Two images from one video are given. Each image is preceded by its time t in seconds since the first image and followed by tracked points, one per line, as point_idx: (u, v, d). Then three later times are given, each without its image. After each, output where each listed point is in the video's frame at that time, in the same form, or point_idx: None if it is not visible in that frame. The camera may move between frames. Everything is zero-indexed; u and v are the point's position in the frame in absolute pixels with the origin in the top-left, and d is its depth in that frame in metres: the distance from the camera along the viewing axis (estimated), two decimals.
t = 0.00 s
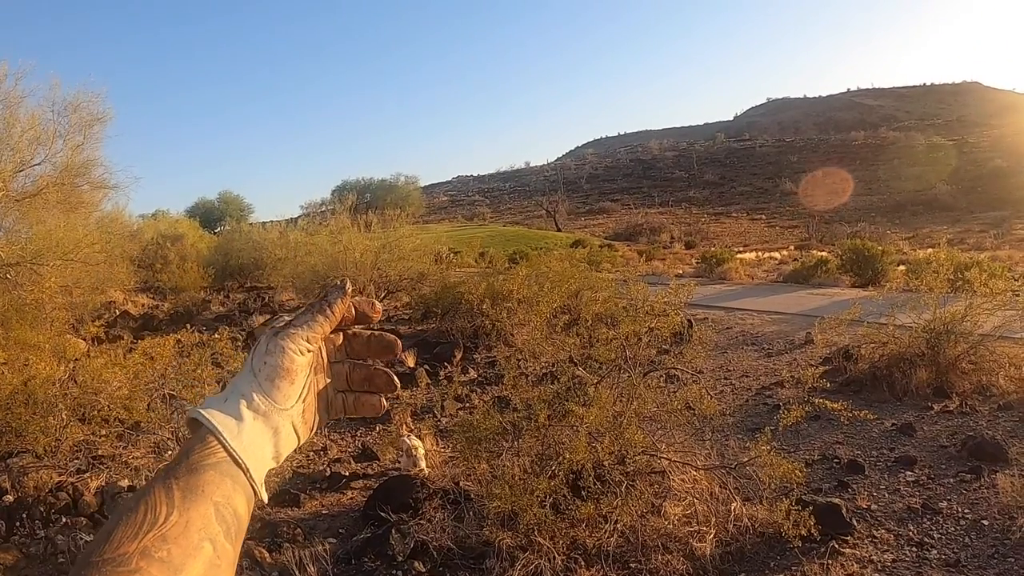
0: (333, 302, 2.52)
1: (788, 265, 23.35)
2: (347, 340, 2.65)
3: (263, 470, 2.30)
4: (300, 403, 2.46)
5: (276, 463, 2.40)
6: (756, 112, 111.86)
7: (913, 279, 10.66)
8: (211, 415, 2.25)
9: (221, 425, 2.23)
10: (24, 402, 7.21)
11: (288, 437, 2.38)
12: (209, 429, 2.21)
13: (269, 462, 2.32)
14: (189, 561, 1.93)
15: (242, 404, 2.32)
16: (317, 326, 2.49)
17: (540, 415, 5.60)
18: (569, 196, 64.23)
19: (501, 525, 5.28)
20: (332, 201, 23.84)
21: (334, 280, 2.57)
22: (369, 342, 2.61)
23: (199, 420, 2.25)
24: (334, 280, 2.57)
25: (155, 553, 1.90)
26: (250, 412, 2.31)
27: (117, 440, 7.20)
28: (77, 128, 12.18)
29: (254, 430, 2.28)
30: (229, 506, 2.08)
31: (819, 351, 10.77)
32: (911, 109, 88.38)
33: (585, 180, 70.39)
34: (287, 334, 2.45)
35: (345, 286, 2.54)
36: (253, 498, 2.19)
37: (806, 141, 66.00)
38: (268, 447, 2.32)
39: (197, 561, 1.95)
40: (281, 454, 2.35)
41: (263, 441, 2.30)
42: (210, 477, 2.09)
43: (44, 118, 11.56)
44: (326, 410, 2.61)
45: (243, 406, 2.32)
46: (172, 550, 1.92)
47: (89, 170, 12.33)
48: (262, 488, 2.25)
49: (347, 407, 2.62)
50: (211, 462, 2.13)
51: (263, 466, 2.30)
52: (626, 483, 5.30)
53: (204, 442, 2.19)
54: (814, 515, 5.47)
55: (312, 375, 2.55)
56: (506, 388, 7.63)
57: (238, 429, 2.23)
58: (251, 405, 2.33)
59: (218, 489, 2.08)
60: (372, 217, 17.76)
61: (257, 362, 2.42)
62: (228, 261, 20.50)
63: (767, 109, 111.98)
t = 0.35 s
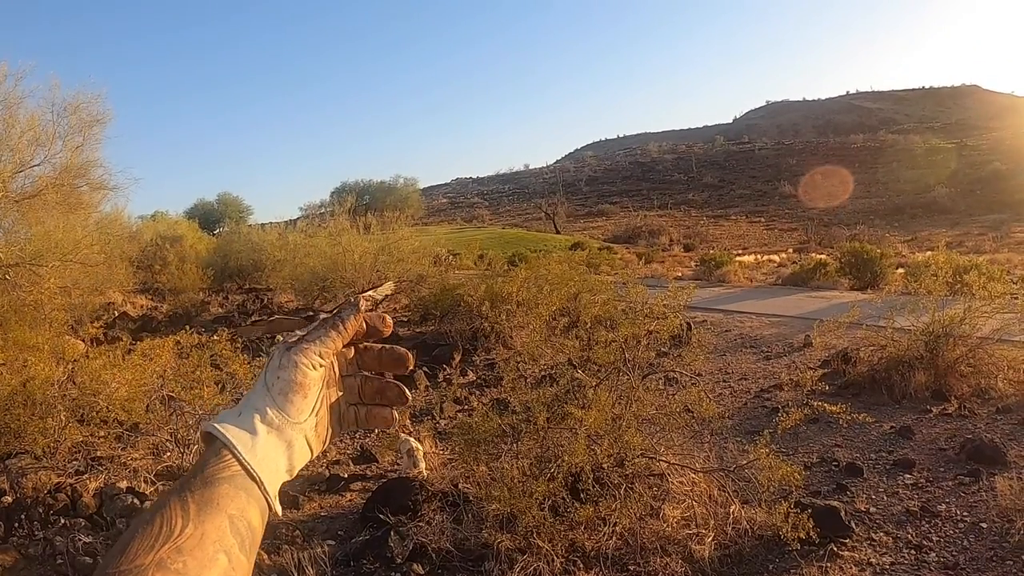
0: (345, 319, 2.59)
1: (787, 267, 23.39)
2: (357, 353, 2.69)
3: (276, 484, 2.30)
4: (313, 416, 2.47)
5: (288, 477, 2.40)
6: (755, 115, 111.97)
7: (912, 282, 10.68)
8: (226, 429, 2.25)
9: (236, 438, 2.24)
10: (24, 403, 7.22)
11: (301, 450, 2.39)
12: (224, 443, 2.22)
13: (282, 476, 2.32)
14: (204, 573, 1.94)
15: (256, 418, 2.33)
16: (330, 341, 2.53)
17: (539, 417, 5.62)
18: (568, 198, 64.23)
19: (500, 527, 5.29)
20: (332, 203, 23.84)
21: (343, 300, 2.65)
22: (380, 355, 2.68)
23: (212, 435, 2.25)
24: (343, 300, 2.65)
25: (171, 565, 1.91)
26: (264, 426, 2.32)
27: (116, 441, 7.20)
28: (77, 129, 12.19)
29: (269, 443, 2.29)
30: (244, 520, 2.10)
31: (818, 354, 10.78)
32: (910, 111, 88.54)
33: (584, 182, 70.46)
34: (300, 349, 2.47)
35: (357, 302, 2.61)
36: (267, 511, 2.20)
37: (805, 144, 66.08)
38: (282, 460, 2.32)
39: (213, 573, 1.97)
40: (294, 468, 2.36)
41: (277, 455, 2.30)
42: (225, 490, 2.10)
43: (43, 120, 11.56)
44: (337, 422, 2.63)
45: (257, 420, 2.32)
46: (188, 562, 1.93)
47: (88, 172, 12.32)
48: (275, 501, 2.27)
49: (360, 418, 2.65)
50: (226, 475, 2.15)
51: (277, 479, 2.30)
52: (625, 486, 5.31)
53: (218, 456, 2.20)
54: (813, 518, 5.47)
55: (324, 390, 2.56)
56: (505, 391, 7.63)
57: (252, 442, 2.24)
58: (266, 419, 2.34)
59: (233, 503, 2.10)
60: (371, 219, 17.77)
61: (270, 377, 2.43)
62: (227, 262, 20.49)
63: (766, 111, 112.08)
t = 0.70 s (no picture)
0: (359, 335, 2.52)
1: (785, 270, 23.39)
2: (369, 366, 2.58)
3: (292, 498, 2.21)
4: (328, 430, 2.40)
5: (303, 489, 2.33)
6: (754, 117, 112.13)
7: (910, 285, 10.69)
8: (241, 443, 2.19)
9: (250, 452, 2.16)
10: (23, 405, 7.36)
11: (316, 463, 2.32)
12: (239, 456, 2.15)
13: (298, 489, 2.25)
14: None
15: (270, 432, 2.26)
16: (343, 356, 2.46)
17: (538, 420, 5.62)
18: (567, 200, 64.24)
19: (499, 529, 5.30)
20: (331, 205, 23.82)
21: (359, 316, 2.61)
22: (391, 367, 2.57)
23: (227, 448, 2.20)
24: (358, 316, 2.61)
25: None
26: (278, 440, 2.25)
27: (115, 443, 7.19)
28: (76, 130, 12.19)
29: (283, 458, 2.21)
30: (260, 532, 2.01)
31: (817, 356, 10.79)
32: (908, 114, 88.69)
33: (582, 185, 70.56)
34: (314, 363, 2.40)
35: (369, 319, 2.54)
36: (283, 525, 2.11)
37: (804, 147, 66.15)
38: (297, 473, 2.25)
39: None
40: (309, 481, 2.29)
41: (292, 468, 2.23)
42: (241, 503, 2.02)
43: (42, 120, 11.57)
44: (350, 436, 2.55)
45: (271, 435, 2.26)
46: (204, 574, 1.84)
47: (87, 172, 12.33)
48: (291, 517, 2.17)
49: (372, 431, 2.56)
50: (241, 488, 2.07)
51: (292, 493, 2.22)
52: (624, 488, 5.30)
53: (234, 469, 2.12)
54: (811, 520, 5.48)
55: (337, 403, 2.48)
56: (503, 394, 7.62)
57: (268, 455, 2.17)
58: (280, 433, 2.27)
59: (249, 515, 2.01)
60: (370, 221, 17.78)
61: (283, 392, 2.35)
62: (226, 264, 20.47)
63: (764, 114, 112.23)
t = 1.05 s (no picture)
0: (373, 347, 2.49)
1: (784, 273, 23.42)
2: (380, 377, 2.49)
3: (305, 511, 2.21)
4: (341, 444, 2.36)
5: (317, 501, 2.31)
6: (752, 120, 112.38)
7: (909, 287, 10.72)
8: (255, 457, 2.19)
9: (264, 465, 2.17)
10: (21, 406, 7.34)
11: (329, 477, 2.30)
12: (253, 470, 2.16)
13: (311, 502, 2.23)
14: None
15: (284, 446, 2.25)
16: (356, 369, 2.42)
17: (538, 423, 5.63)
18: (565, 202, 64.28)
19: (498, 531, 5.30)
20: (330, 206, 23.83)
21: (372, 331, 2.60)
22: (402, 379, 2.47)
23: (241, 462, 2.19)
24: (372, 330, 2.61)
25: None
26: (292, 454, 2.23)
27: (113, 444, 7.19)
28: (76, 131, 12.21)
29: (297, 472, 2.20)
30: (274, 545, 2.04)
31: (815, 359, 10.81)
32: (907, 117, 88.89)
33: (581, 187, 70.65)
34: (328, 377, 2.38)
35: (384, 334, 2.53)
36: (297, 538, 2.13)
37: (802, 150, 66.28)
38: (311, 486, 2.23)
39: None
40: (323, 494, 2.27)
41: (306, 481, 2.22)
42: (255, 516, 2.04)
43: (42, 121, 11.58)
44: (362, 448, 2.48)
45: (284, 448, 2.24)
46: None
47: (87, 173, 12.34)
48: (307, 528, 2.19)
49: (384, 443, 2.48)
50: (256, 501, 2.08)
51: (306, 506, 2.21)
52: (623, 491, 5.30)
53: (248, 482, 2.14)
54: (810, 523, 5.48)
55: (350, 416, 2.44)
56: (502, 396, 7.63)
57: (281, 468, 2.17)
58: (294, 447, 2.25)
59: (263, 528, 2.04)
60: (370, 223, 17.80)
61: (296, 406, 2.34)
62: (225, 265, 20.48)
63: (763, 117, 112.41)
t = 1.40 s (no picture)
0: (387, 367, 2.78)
1: (783, 277, 23.40)
2: (394, 395, 2.82)
3: (321, 522, 2.61)
4: (357, 459, 2.69)
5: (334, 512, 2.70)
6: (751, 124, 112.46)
7: (908, 291, 10.72)
8: (274, 474, 2.56)
9: (282, 482, 2.54)
10: (19, 407, 7.34)
11: (344, 490, 2.65)
12: (271, 487, 2.53)
13: (326, 514, 2.62)
14: None
15: (302, 462, 2.60)
16: (370, 389, 2.74)
17: (536, 426, 5.62)
18: (564, 205, 64.18)
19: (497, 534, 5.27)
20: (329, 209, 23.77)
21: (387, 346, 2.87)
22: (413, 398, 2.80)
23: (262, 477, 2.58)
24: (387, 346, 2.87)
25: None
26: (309, 470, 2.59)
27: (112, 446, 7.18)
28: (76, 131, 12.21)
29: (313, 487, 2.57)
30: (287, 559, 2.48)
31: (814, 363, 10.82)
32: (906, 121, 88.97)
33: (580, 190, 70.58)
34: (344, 397, 2.69)
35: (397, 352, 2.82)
36: (310, 548, 2.55)
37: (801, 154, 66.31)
38: (326, 500, 2.61)
39: None
40: (337, 506, 2.65)
41: (322, 496, 2.59)
42: (270, 533, 2.46)
43: (41, 122, 11.57)
44: (377, 462, 2.83)
45: (302, 464, 2.60)
46: None
47: (86, 174, 12.32)
48: (320, 540, 2.60)
49: (397, 458, 2.83)
50: (272, 517, 2.49)
51: (321, 518, 2.61)
52: (622, 493, 5.29)
53: (266, 500, 2.52)
54: (808, 527, 5.49)
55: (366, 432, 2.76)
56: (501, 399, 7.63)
57: (297, 486, 2.54)
58: (311, 463, 2.60)
59: (277, 544, 2.46)
60: (369, 226, 17.79)
61: (314, 423, 2.67)
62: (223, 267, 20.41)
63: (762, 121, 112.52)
